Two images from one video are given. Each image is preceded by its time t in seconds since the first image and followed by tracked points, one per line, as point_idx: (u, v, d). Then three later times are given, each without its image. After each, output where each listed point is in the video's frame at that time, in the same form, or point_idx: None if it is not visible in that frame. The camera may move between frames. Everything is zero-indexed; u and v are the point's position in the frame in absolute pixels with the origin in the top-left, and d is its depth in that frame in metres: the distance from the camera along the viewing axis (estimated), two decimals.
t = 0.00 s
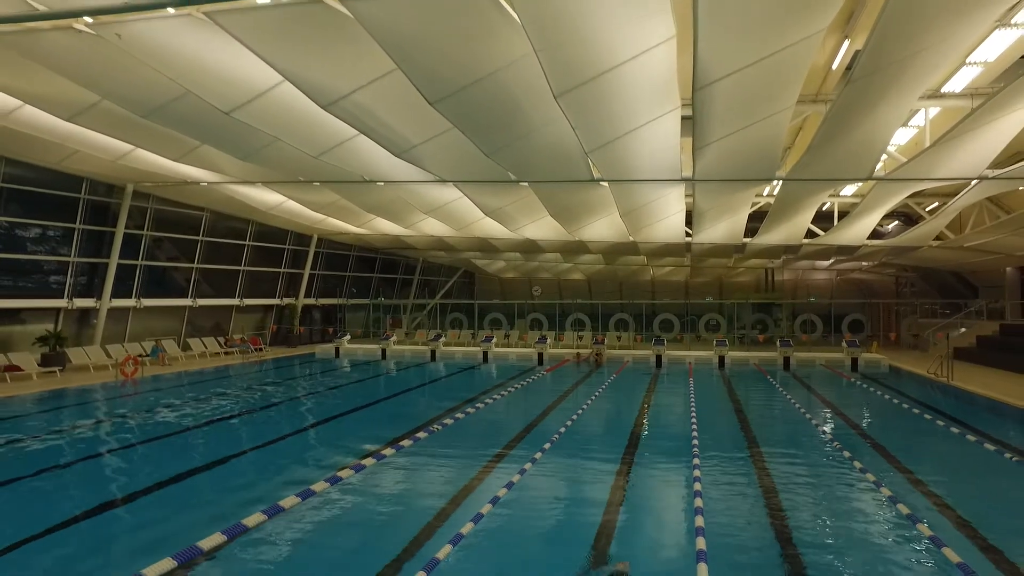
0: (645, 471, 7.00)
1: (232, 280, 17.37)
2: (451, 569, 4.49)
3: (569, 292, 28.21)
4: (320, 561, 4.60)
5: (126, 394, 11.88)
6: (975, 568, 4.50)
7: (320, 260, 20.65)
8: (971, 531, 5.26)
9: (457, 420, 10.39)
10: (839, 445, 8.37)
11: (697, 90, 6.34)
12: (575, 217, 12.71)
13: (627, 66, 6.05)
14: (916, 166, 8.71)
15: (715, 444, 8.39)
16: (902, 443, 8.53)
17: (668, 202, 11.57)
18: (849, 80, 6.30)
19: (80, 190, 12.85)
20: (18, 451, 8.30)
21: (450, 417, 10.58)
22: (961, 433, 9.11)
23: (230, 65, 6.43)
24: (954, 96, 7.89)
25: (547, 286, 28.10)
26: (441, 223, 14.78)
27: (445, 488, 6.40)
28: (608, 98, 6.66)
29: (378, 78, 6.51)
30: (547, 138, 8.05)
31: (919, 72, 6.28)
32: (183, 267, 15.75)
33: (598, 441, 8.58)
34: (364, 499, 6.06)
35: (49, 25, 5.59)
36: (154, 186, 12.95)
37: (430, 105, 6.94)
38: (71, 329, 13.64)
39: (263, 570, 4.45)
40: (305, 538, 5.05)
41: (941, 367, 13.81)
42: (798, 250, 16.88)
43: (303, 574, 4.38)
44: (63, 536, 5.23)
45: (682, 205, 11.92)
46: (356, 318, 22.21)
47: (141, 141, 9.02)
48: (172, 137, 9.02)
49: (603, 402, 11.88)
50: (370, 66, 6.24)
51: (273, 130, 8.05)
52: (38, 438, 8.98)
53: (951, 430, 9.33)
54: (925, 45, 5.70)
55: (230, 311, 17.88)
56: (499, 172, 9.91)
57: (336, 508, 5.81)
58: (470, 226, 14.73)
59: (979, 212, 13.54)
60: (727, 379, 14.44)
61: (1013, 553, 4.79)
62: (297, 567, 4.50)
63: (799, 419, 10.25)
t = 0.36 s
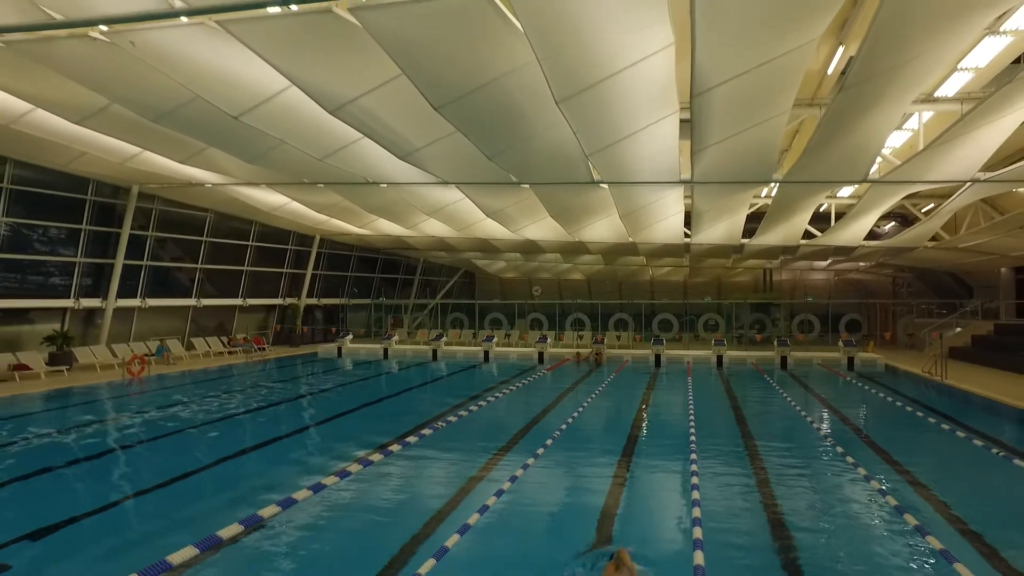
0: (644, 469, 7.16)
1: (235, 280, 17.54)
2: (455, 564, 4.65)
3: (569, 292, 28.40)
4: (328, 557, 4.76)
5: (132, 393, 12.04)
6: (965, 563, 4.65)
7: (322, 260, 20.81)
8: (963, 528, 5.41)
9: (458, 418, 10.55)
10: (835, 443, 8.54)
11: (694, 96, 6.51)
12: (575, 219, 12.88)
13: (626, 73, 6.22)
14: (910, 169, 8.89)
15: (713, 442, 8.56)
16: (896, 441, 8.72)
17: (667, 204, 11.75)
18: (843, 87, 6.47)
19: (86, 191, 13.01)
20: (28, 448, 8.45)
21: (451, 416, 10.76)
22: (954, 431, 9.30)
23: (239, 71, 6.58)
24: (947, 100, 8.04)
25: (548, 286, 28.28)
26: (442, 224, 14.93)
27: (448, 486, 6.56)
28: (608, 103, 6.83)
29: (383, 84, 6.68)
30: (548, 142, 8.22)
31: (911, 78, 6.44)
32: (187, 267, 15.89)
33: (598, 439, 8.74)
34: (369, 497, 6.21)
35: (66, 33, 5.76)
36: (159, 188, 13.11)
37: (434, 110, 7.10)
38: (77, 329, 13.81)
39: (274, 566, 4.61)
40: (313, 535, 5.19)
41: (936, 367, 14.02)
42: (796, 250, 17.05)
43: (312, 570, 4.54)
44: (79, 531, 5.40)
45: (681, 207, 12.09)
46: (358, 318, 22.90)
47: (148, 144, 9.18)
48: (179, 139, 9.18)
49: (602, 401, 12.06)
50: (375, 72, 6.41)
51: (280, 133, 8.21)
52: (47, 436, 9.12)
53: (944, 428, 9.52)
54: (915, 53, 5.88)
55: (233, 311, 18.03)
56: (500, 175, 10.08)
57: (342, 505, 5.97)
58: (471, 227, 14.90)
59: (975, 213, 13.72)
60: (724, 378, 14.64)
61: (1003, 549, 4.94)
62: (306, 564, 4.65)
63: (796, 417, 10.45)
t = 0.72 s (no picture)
0: (643, 466, 7.32)
1: (238, 280, 17.70)
2: (458, 559, 4.79)
3: (569, 292, 28.59)
4: (335, 553, 4.90)
5: (138, 391, 12.20)
6: (959, 560, 4.76)
7: (325, 260, 20.97)
8: (958, 526, 5.52)
9: (459, 417, 10.71)
10: (831, 441, 8.72)
11: (693, 101, 6.67)
12: (576, 220, 13.06)
13: (626, 79, 6.38)
14: (904, 171, 9.05)
15: (711, 440, 8.73)
16: (891, 439, 8.91)
17: (666, 206, 11.92)
18: (836, 91, 6.63)
19: (92, 193, 13.17)
20: (38, 445, 8.61)
21: (451, 415, 10.91)
22: (947, 428, 9.52)
23: (248, 75, 6.74)
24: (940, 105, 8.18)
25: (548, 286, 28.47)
26: (444, 225, 15.08)
27: (451, 483, 6.72)
28: (609, 108, 6.98)
29: (388, 89, 6.84)
30: (549, 145, 8.38)
31: (902, 84, 6.61)
32: (190, 267, 16.03)
33: (598, 437, 8.91)
34: (373, 494, 6.36)
35: (82, 40, 5.95)
36: (165, 189, 13.27)
37: (438, 114, 7.27)
38: (83, 328, 13.96)
39: (283, 561, 4.75)
40: (319, 531, 5.34)
41: (931, 365, 14.25)
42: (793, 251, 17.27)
43: (320, 564, 4.68)
44: (91, 525, 5.55)
45: (680, 208, 12.25)
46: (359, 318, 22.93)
47: (156, 145, 9.34)
48: (186, 142, 9.34)
49: (603, 399, 12.25)
50: (381, 78, 6.56)
51: (287, 136, 8.38)
52: (55, 434, 9.27)
53: (938, 425, 9.73)
54: (907, 60, 6.03)
55: (236, 311, 18.19)
56: (501, 177, 10.23)
57: (347, 502, 6.11)
58: (473, 228, 15.07)
59: (969, 214, 13.93)
60: (722, 377, 14.85)
61: (996, 546, 5.06)
62: (313, 559, 4.79)
63: (792, 415, 10.66)
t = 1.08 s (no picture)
0: (641, 464, 7.49)
1: (241, 280, 17.87)
2: (463, 552, 4.95)
3: (568, 292, 28.78)
4: (343, 545, 5.06)
5: (144, 390, 12.38)
6: (949, 554, 4.91)
7: (327, 261, 21.15)
8: (951, 522, 5.67)
9: (460, 415, 10.88)
10: (827, 439, 8.91)
11: (691, 105, 6.85)
12: (576, 221, 13.24)
13: (625, 86, 6.55)
14: (898, 173, 9.24)
15: (709, 438, 8.92)
16: (886, 436, 9.09)
17: (664, 207, 12.08)
18: (830, 98, 6.82)
19: (99, 194, 13.35)
20: (49, 443, 8.78)
21: (452, 413, 11.07)
22: (941, 426, 9.71)
23: (256, 81, 6.91)
24: (933, 109, 8.36)
25: (548, 286, 28.66)
26: (445, 225, 15.24)
27: (453, 480, 6.89)
28: (609, 112, 7.16)
29: (394, 94, 7.02)
30: (551, 148, 8.55)
31: (894, 90, 6.77)
32: (194, 267, 16.19)
33: (597, 435, 9.09)
34: (380, 490, 6.53)
35: (98, 47, 6.13)
36: (170, 190, 13.42)
37: (443, 118, 7.44)
38: (90, 328, 14.13)
39: (293, 552, 4.91)
40: (328, 525, 5.49)
41: (925, 364, 14.47)
42: (791, 252, 17.67)
43: (329, 556, 4.84)
44: (107, 518, 5.73)
45: (678, 209, 12.42)
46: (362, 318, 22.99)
47: (163, 147, 9.51)
48: (193, 144, 9.50)
49: (602, 398, 12.43)
50: (388, 83, 6.73)
51: (293, 139, 8.56)
52: (65, 431, 9.44)
53: (932, 423, 9.92)
54: (898, 68, 6.21)
55: (239, 310, 18.35)
56: (503, 179, 10.41)
57: (353, 497, 6.28)
58: (474, 229, 15.26)
59: (964, 215, 14.13)
60: (720, 376, 15.05)
61: (986, 541, 5.20)
62: (322, 551, 4.96)
63: (789, 413, 10.85)
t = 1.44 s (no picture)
0: (640, 461, 7.64)
1: (244, 280, 18.01)
2: (465, 544, 5.07)
3: (568, 292, 28.94)
4: (349, 538, 5.19)
5: (149, 388, 12.52)
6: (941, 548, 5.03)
7: (328, 261, 21.29)
8: (943, 516, 5.80)
9: (460, 414, 11.03)
10: (823, 437, 9.06)
11: (688, 109, 6.99)
12: (576, 222, 13.39)
13: (623, 91, 6.69)
14: (893, 175, 9.39)
15: (706, 436, 9.08)
16: (881, 435, 9.23)
17: (663, 208, 12.23)
18: (823, 103, 6.96)
19: (104, 194, 13.50)
20: (58, 439, 8.93)
21: (452, 412, 11.22)
22: (936, 424, 9.86)
23: (263, 85, 7.06)
24: (926, 112, 8.49)
25: (547, 286, 28.81)
26: (446, 226, 15.37)
27: (455, 475, 7.03)
28: (608, 116, 7.30)
29: (398, 98, 7.16)
30: (551, 151, 8.70)
31: (887, 95, 6.91)
32: (196, 267, 16.33)
33: (596, 433, 9.23)
34: (383, 485, 6.66)
35: (110, 53, 6.29)
36: (174, 190, 13.54)
37: (445, 122, 7.59)
38: (94, 326, 14.27)
39: (300, 545, 5.03)
40: (332, 519, 5.61)
41: (920, 363, 14.64)
42: (789, 253, 17.97)
43: (335, 548, 4.97)
44: (119, 511, 5.88)
45: (676, 210, 12.57)
46: (363, 317, 23.19)
47: (169, 149, 9.66)
48: (198, 146, 9.64)
49: (602, 397, 12.58)
50: (392, 87, 6.88)
51: (297, 142, 8.70)
52: (72, 428, 9.58)
53: (927, 422, 10.07)
54: (889, 75, 6.35)
55: (241, 310, 18.49)
56: (503, 180, 10.55)
57: (357, 493, 6.42)
58: (474, 229, 15.42)
59: (959, 216, 14.31)
60: (718, 375, 15.19)
61: (977, 535, 5.33)
62: (328, 543, 5.09)
63: (786, 412, 11.00)
